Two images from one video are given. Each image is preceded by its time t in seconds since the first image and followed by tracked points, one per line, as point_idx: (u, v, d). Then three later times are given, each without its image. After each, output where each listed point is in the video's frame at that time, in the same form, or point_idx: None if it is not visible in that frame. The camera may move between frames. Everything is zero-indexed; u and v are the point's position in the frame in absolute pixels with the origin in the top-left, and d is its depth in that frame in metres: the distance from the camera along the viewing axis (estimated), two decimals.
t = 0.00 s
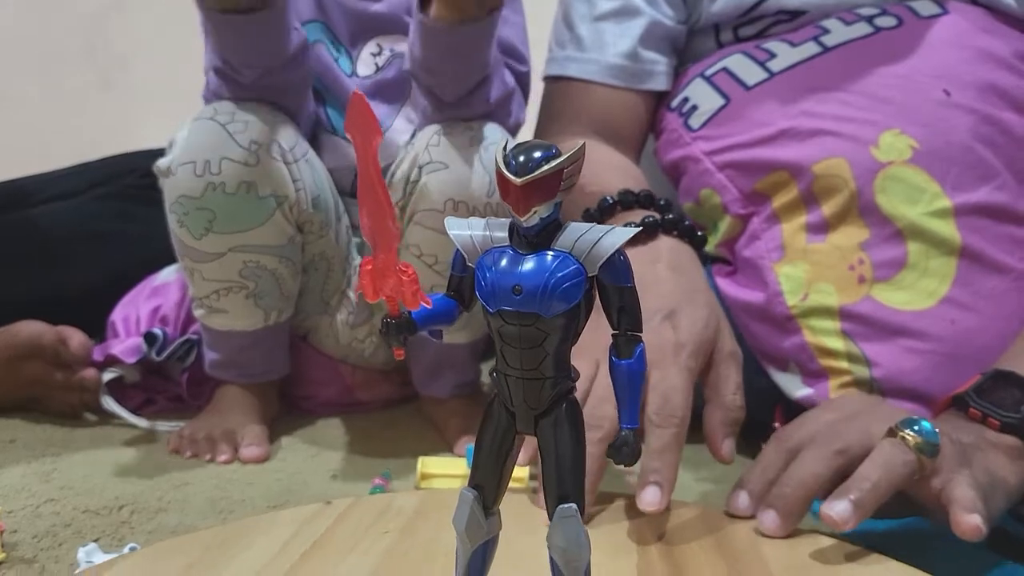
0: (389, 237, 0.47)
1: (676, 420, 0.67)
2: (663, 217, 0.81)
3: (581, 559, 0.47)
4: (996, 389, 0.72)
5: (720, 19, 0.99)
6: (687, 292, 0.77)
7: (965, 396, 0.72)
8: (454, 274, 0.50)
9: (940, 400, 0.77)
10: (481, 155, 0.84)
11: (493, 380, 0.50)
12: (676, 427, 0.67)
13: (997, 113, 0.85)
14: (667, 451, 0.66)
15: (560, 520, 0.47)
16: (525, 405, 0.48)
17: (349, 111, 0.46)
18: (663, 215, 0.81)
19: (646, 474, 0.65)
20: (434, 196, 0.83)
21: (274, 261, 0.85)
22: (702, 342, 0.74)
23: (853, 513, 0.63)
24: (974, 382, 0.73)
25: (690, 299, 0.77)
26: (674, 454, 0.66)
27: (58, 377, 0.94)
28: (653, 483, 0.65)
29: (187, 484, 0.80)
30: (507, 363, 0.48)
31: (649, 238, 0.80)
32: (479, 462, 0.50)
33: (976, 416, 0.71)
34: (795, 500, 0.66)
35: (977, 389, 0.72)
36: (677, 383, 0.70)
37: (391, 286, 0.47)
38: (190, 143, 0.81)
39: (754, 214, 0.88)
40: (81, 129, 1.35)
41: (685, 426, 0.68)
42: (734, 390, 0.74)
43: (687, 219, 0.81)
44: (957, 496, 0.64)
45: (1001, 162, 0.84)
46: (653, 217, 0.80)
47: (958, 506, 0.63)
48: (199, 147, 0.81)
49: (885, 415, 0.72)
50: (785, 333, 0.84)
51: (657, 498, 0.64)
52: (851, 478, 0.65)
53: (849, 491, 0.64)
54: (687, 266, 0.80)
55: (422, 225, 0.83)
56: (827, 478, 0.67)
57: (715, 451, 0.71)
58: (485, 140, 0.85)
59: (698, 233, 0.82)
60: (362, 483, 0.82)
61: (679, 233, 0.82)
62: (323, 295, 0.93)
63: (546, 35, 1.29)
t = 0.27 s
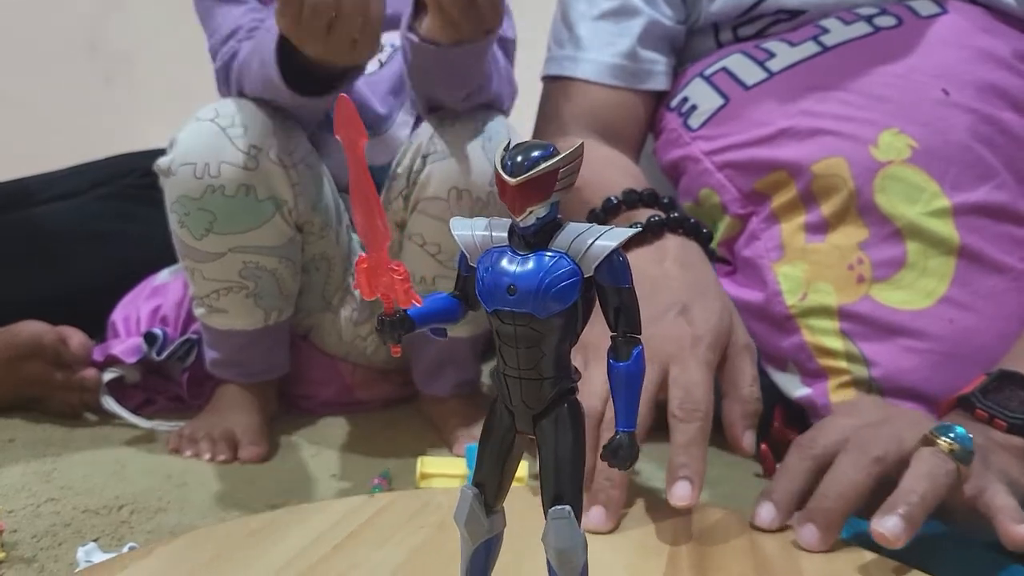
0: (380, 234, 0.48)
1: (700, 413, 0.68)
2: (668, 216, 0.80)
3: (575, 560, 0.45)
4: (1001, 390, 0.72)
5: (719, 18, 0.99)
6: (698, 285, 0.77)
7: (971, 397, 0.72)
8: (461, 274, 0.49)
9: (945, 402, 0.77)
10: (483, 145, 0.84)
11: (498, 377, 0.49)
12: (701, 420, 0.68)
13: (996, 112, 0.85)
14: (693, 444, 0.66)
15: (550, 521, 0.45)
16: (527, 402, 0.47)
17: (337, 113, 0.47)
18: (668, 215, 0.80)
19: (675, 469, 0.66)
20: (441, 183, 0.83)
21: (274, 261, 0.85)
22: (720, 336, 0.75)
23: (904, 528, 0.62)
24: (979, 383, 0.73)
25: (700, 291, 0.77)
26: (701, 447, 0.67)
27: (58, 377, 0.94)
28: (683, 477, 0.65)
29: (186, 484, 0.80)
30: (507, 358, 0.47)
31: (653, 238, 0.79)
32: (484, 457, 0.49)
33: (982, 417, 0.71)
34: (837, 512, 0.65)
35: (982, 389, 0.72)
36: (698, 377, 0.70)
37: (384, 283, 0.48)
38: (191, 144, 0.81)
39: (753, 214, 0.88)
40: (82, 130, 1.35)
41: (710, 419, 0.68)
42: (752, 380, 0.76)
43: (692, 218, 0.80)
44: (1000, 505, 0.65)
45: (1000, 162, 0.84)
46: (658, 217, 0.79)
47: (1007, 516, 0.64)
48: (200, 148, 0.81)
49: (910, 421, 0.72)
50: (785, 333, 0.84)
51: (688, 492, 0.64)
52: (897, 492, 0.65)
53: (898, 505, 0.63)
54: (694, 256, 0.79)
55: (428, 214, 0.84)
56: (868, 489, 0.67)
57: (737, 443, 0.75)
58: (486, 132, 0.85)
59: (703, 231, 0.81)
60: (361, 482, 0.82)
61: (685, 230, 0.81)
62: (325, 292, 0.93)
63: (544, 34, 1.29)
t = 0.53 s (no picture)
0: (379, 229, 0.48)
1: (712, 403, 0.68)
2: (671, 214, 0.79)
3: (576, 553, 0.44)
4: (987, 386, 0.71)
5: (721, 14, 0.99)
6: (702, 276, 0.77)
7: (956, 392, 0.71)
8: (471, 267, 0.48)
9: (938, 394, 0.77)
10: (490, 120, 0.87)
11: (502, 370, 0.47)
12: (712, 410, 0.67)
13: (998, 109, 0.84)
14: (708, 436, 0.66)
15: (549, 517, 0.44)
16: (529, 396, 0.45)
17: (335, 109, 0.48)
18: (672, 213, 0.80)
19: (691, 460, 0.65)
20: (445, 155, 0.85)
21: (281, 242, 0.87)
22: (725, 323, 0.74)
23: (841, 498, 0.62)
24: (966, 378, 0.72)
25: (709, 282, 0.76)
26: (716, 438, 0.66)
27: (60, 374, 0.94)
28: (700, 468, 0.64)
29: (188, 481, 0.80)
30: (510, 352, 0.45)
31: (658, 237, 0.79)
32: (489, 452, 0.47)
33: (967, 412, 0.70)
34: (790, 485, 0.66)
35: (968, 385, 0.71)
36: (708, 368, 0.69)
37: (382, 276, 0.47)
38: (207, 119, 0.83)
39: (755, 211, 0.88)
40: (85, 127, 1.35)
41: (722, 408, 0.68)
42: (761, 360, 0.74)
43: (696, 215, 0.80)
44: (944, 485, 0.64)
45: (1002, 158, 0.84)
46: (662, 216, 0.79)
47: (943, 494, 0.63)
48: (216, 123, 0.83)
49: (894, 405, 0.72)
50: (786, 330, 0.83)
51: (704, 484, 0.64)
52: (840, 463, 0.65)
53: (838, 475, 0.63)
54: (700, 254, 0.79)
55: (434, 187, 0.86)
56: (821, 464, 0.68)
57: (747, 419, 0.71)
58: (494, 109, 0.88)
59: (707, 226, 0.81)
60: (363, 479, 0.82)
61: (689, 228, 0.80)
62: (333, 282, 0.95)
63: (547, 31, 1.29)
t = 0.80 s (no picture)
0: (374, 216, 0.48)
1: (722, 396, 0.67)
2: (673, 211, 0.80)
3: (570, 545, 0.43)
4: (994, 385, 0.71)
5: (722, 8, 0.98)
6: (706, 271, 0.77)
7: (961, 391, 0.72)
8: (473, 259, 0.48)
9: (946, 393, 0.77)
10: (486, 117, 0.87)
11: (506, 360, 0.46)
12: (724, 403, 0.67)
13: (999, 103, 0.84)
14: (721, 428, 0.65)
15: (541, 509, 0.43)
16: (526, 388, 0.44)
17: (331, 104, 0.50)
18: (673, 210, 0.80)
19: (705, 455, 0.64)
20: (444, 153, 0.85)
21: (267, 234, 0.87)
22: (730, 313, 0.73)
23: (868, 509, 0.61)
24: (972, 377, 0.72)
25: (714, 276, 0.76)
26: (728, 430, 0.65)
27: (59, 369, 0.94)
28: (715, 462, 0.63)
29: (187, 475, 0.80)
30: (510, 343, 0.44)
31: (659, 235, 0.79)
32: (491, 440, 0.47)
33: (973, 411, 0.71)
34: (811, 491, 0.65)
35: (975, 384, 0.72)
36: (717, 361, 0.69)
37: (377, 264, 0.47)
38: (188, 112, 0.84)
39: (754, 205, 0.88)
40: (84, 122, 1.35)
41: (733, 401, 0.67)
42: (766, 345, 0.73)
43: (697, 211, 0.80)
44: (966, 492, 0.64)
45: (1003, 152, 0.84)
46: (662, 213, 0.79)
47: (967, 503, 0.63)
48: (197, 115, 0.84)
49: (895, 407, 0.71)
50: (786, 323, 0.83)
51: (721, 477, 0.62)
52: (863, 474, 0.64)
53: (863, 485, 0.62)
54: (701, 249, 0.79)
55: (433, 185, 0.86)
56: (841, 470, 0.66)
57: (763, 402, 0.68)
58: (489, 105, 0.88)
59: (709, 223, 0.81)
60: (362, 473, 0.82)
61: (690, 224, 0.81)
62: (326, 280, 0.95)
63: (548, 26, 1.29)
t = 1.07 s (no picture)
0: (371, 207, 0.48)
1: (726, 386, 0.67)
2: (668, 207, 0.80)
3: (565, 535, 0.43)
4: (1000, 381, 0.71)
5: (721, 3, 0.99)
6: (704, 265, 0.77)
7: (968, 389, 0.71)
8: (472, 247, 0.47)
9: (948, 388, 0.77)
10: (484, 113, 0.88)
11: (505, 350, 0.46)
12: (729, 392, 0.67)
13: (998, 97, 0.84)
14: (728, 419, 0.65)
15: (535, 498, 0.43)
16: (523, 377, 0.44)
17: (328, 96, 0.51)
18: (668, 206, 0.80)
19: (716, 445, 0.64)
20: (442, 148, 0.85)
21: (265, 229, 0.88)
22: (732, 303, 0.73)
23: (901, 512, 0.60)
24: (976, 376, 0.72)
25: (712, 270, 0.76)
26: (736, 421, 0.66)
27: (61, 363, 0.95)
28: (725, 452, 0.63)
29: (187, 468, 0.80)
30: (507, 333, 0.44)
31: (656, 231, 0.79)
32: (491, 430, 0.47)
33: (980, 409, 0.70)
34: (835, 491, 0.64)
35: (981, 381, 0.71)
36: (720, 352, 0.69)
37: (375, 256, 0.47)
38: (188, 107, 0.84)
39: (754, 199, 0.88)
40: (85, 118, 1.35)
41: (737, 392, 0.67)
42: (768, 329, 0.73)
43: (692, 207, 0.80)
44: (993, 494, 0.63)
45: (1001, 146, 0.84)
46: (658, 209, 0.79)
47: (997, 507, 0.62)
48: (196, 110, 0.84)
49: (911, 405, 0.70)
50: (785, 318, 0.83)
51: (732, 467, 0.63)
52: (894, 476, 0.63)
53: (894, 488, 0.62)
54: (698, 243, 0.79)
55: (433, 180, 0.86)
56: (866, 468, 0.65)
57: (776, 374, 0.68)
58: (488, 101, 0.89)
59: (706, 218, 0.81)
60: (362, 466, 0.83)
61: (687, 220, 0.81)
62: (324, 274, 0.96)
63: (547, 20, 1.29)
